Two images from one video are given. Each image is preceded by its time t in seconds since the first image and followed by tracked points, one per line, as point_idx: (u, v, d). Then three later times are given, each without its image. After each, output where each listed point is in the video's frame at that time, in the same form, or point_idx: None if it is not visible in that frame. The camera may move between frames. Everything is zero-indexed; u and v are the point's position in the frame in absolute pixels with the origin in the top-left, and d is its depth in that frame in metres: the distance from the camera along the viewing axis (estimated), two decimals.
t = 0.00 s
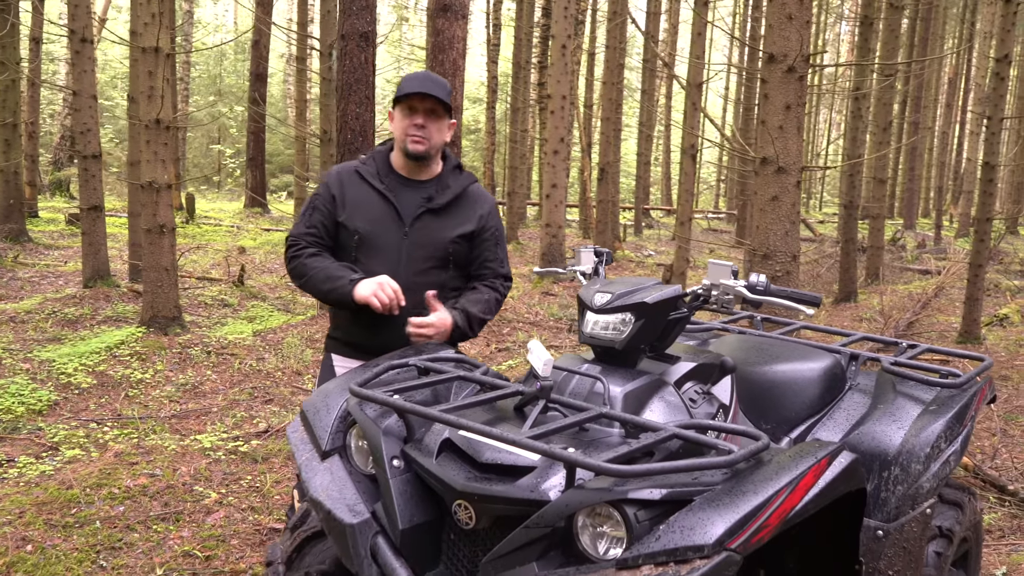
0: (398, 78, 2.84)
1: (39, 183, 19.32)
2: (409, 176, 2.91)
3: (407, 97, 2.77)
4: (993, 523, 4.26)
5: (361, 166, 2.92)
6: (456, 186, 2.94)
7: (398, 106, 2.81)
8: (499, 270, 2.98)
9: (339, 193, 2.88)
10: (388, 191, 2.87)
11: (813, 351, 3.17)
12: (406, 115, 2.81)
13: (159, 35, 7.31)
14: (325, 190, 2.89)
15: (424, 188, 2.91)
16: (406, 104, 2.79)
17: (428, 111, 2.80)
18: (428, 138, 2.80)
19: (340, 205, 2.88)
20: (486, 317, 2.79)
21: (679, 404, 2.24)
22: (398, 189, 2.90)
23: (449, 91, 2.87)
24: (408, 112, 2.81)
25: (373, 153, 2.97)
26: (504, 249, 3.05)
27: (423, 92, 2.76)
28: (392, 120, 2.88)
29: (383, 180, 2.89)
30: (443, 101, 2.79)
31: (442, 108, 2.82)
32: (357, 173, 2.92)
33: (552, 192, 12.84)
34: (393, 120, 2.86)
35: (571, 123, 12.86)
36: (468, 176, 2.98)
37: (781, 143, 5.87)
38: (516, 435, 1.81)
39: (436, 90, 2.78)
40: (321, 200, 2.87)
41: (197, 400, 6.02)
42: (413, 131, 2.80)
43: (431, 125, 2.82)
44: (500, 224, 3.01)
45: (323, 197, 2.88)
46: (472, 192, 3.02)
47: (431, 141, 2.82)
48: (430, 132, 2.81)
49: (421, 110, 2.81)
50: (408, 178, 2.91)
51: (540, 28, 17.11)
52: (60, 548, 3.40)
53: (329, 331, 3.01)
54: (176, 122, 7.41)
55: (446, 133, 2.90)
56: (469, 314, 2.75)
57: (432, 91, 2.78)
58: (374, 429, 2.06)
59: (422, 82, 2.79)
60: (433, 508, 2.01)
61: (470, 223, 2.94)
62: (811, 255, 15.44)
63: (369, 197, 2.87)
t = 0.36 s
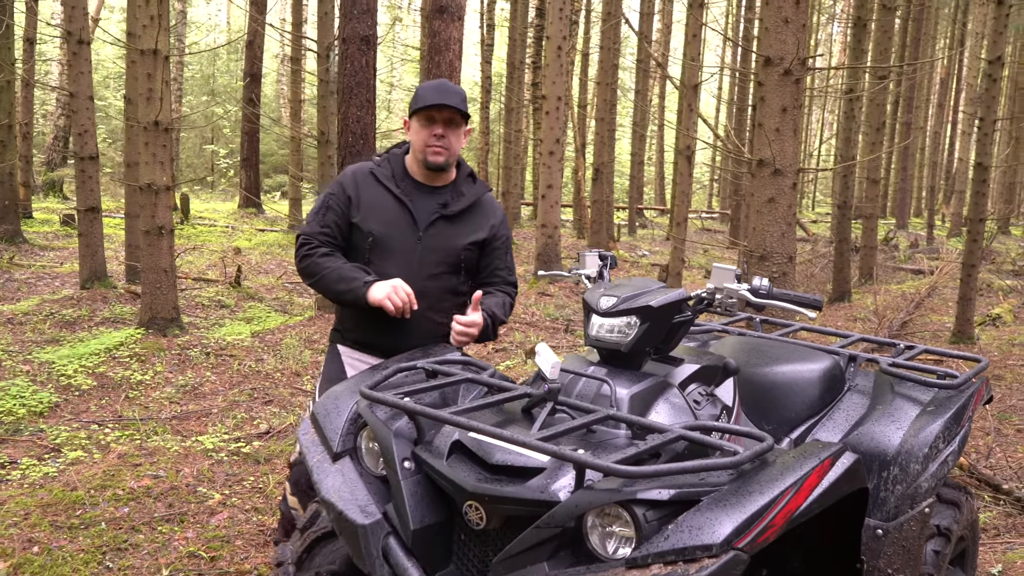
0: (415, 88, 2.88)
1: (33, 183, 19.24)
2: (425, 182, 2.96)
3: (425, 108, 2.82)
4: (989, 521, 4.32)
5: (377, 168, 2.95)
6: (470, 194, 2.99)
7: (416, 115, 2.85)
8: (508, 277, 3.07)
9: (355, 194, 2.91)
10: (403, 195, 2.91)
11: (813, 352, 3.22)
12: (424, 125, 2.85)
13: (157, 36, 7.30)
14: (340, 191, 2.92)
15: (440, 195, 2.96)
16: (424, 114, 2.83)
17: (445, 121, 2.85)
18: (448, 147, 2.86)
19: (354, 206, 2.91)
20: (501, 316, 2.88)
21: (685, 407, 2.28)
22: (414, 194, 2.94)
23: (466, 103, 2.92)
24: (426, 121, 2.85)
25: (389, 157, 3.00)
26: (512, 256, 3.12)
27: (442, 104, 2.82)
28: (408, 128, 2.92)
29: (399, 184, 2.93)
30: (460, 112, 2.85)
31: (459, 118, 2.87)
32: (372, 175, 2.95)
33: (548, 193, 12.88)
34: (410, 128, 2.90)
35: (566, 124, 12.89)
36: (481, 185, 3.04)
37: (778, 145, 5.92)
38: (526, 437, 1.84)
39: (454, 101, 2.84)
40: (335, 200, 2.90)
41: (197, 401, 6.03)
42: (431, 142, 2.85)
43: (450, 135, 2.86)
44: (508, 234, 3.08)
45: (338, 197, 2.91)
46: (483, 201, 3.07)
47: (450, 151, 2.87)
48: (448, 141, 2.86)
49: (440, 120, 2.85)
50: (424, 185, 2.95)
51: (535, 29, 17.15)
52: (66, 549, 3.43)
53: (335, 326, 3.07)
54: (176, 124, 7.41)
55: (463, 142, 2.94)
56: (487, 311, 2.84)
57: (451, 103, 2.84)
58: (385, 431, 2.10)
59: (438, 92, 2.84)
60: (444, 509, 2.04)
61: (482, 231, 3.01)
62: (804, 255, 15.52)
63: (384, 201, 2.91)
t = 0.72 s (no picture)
0: (416, 89, 2.89)
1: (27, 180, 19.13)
2: (427, 181, 2.97)
3: (425, 108, 2.83)
4: (989, 518, 4.34)
5: (380, 167, 2.97)
6: (473, 193, 2.98)
7: (417, 115, 2.86)
8: (510, 277, 3.03)
9: (358, 192, 2.94)
10: (405, 193, 2.92)
11: (818, 351, 3.22)
12: (424, 125, 2.86)
13: (156, 34, 7.27)
14: (344, 188, 2.96)
15: (442, 194, 2.97)
16: (424, 115, 2.84)
17: (444, 122, 2.85)
18: (446, 148, 2.87)
19: (357, 204, 2.94)
20: (495, 313, 2.87)
21: (694, 406, 2.29)
22: (416, 192, 2.95)
23: (467, 103, 2.92)
24: (426, 122, 2.86)
25: (393, 156, 3.01)
26: (516, 256, 3.09)
27: (441, 104, 2.82)
28: (410, 130, 2.93)
29: (401, 183, 2.93)
30: (460, 111, 2.84)
31: (458, 119, 2.87)
32: (377, 173, 2.97)
33: (545, 190, 12.86)
34: (411, 130, 2.92)
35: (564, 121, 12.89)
36: (485, 185, 3.02)
37: (778, 143, 5.92)
38: (540, 436, 1.85)
39: (453, 102, 2.84)
40: (339, 197, 2.94)
41: (198, 400, 6.03)
42: (431, 143, 2.86)
43: (450, 135, 2.87)
44: (512, 232, 3.06)
45: (341, 195, 2.95)
46: (487, 199, 3.06)
47: (450, 152, 2.88)
48: (447, 142, 2.87)
49: (439, 121, 2.86)
50: (426, 184, 2.96)
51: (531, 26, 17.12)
52: (71, 548, 3.43)
53: (336, 325, 3.05)
54: (175, 122, 7.38)
55: (464, 142, 2.94)
56: (478, 301, 2.83)
57: (450, 105, 2.84)
58: (398, 430, 2.11)
59: (438, 94, 2.84)
60: (458, 507, 2.05)
61: (484, 230, 2.99)
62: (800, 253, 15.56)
63: (386, 199, 2.92)
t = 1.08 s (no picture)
0: (413, 85, 2.92)
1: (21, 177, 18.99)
2: (429, 176, 2.97)
3: (422, 102, 2.85)
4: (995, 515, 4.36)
5: (382, 165, 2.96)
6: (477, 185, 2.96)
7: (415, 111, 2.89)
8: (519, 270, 3.00)
9: (361, 190, 2.93)
10: (408, 188, 2.92)
11: (829, 348, 3.22)
12: (423, 119, 2.88)
13: (157, 30, 7.22)
14: (346, 188, 2.95)
15: (445, 187, 2.96)
16: (422, 109, 2.87)
17: (443, 114, 2.87)
18: (446, 140, 2.88)
19: (360, 202, 2.93)
20: (510, 303, 2.86)
21: (716, 404, 2.29)
22: (419, 188, 2.95)
23: (464, 95, 2.94)
24: (424, 116, 2.89)
25: (395, 154, 3.01)
26: (524, 250, 3.07)
27: (439, 96, 2.85)
28: (409, 126, 2.96)
29: (405, 179, 2.93)
30: (459, 103, 2.87)
31: (456, 110, 2.89)
32: (378, 171, 2.96)
33: (543, 187, 12.84)
34: (410, 126, 2.94)
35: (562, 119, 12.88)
36: (487, 176, 3.01)
37: (783, 141, 5.93)
38: (568, 436, 1.85)
39: (449, 93, 2.87)
40: (342, 198, 2.94)
41: (201, 398, 6.00)
42: (430, 135, 2.87)
43: (450, 127, 2.88)
44: (519, 226, 3.04)
45: (344, 195, 2.94)
46: (492, 193, 3.04)
47: (451, 144, 2.89)
48: (446, 134, 2.88)
49: (438, 114, 2.88)
50: (427, 179, 2.96)
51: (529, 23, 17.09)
52: (82, 547, 3.42)
53: (344, 328, 3.01)
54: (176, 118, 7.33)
55: (464, 133, 2.95)
56: (491, 288, 2.82)
57: (446, 95, 2.86)
58: (422, 430, 2.10)
59: (435, 86, 2.87)
60: (483, 507, 2.05)
61: (491, 222, 2.97)
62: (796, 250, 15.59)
63: (389, 195, 2.92)
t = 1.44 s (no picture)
0: (403, 88, 2.93)
1: None
2: (423, 178, 2.96)
3: (411, 104, 2.85)
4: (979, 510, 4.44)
5: (376, 168, 2.95)
6: (472, 187, 2.95)
7: (405, 114, 2.89)
8: (516, 272, 2.99)
9: (354, 192, 2.91)
10: (402, 190, 2.90)
11: (822, 348, 3.25)
12: (413, 123, 2.89)
13: (138, 28, 7.12)
14: (339, 190, 2.93)
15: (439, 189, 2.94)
16: (412, 112, 2.87)
17: (433, 116, 2.88)
18: (437, 142, 2.88)
19: (354, 204, 2.91)
20: (506, 303, 2.85)
21: (719, 405, 2.30)
22: (413, 189, 2.93)
23: (453, 97, 2.94)
24: (415, 119, 2.89)
25: (389, 158, 3.00)
26: (520, 252, 3.05)
27: (427, 99, 2.85)
28: (400, 130, 2.96)
29: (398, 181, 2.91)
30: (448, 104, 2.87)
31: (446, 112, 2.89)
32: (371, 174, 2.95)
33: (524, 186, 12.82)
34: (401, 129, 2.95)
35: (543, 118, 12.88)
36: (482, 178, 3.00)
37: (768, 141, 5.98)
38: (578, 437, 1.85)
39: (438, 95, 2.87)
40: (334, 200, 2.91)
41: (185, 399, 5.93)
42: (420, 138, 2.87)
43: (440, 129, 2.88)
44: (515, 227, 3.03)
45: (336, 197, 2.92)
46: (487, 195, 3.03)
47: (441, 145, 2.89)
48: (436, 136, 2.88)
49: (428, 116, 2.89)
50: (420, 181, 2.95)
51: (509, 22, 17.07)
52: (73, 552, 3.37)
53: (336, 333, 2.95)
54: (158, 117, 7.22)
55: (455, 135, 2.95)
56: (489, 288, 2.80)
57: (435, 97, 2.86)
58: (430, 432, 2.10)
59: (425, 89, 2.88)
60: (492, 508, 2.05)
61: (487, 223, 2.95)
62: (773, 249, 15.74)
63: (383, 197, 2.89)
